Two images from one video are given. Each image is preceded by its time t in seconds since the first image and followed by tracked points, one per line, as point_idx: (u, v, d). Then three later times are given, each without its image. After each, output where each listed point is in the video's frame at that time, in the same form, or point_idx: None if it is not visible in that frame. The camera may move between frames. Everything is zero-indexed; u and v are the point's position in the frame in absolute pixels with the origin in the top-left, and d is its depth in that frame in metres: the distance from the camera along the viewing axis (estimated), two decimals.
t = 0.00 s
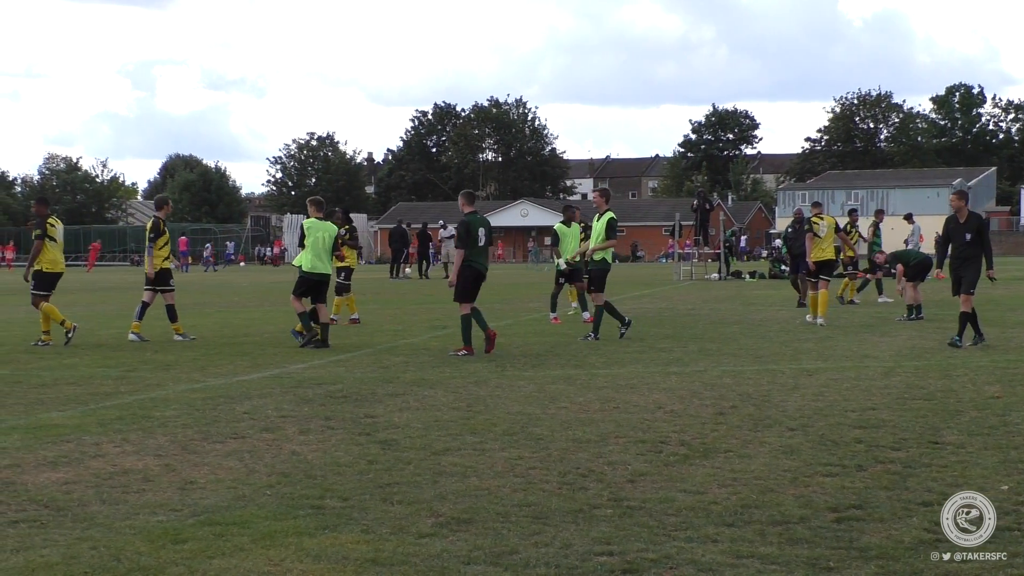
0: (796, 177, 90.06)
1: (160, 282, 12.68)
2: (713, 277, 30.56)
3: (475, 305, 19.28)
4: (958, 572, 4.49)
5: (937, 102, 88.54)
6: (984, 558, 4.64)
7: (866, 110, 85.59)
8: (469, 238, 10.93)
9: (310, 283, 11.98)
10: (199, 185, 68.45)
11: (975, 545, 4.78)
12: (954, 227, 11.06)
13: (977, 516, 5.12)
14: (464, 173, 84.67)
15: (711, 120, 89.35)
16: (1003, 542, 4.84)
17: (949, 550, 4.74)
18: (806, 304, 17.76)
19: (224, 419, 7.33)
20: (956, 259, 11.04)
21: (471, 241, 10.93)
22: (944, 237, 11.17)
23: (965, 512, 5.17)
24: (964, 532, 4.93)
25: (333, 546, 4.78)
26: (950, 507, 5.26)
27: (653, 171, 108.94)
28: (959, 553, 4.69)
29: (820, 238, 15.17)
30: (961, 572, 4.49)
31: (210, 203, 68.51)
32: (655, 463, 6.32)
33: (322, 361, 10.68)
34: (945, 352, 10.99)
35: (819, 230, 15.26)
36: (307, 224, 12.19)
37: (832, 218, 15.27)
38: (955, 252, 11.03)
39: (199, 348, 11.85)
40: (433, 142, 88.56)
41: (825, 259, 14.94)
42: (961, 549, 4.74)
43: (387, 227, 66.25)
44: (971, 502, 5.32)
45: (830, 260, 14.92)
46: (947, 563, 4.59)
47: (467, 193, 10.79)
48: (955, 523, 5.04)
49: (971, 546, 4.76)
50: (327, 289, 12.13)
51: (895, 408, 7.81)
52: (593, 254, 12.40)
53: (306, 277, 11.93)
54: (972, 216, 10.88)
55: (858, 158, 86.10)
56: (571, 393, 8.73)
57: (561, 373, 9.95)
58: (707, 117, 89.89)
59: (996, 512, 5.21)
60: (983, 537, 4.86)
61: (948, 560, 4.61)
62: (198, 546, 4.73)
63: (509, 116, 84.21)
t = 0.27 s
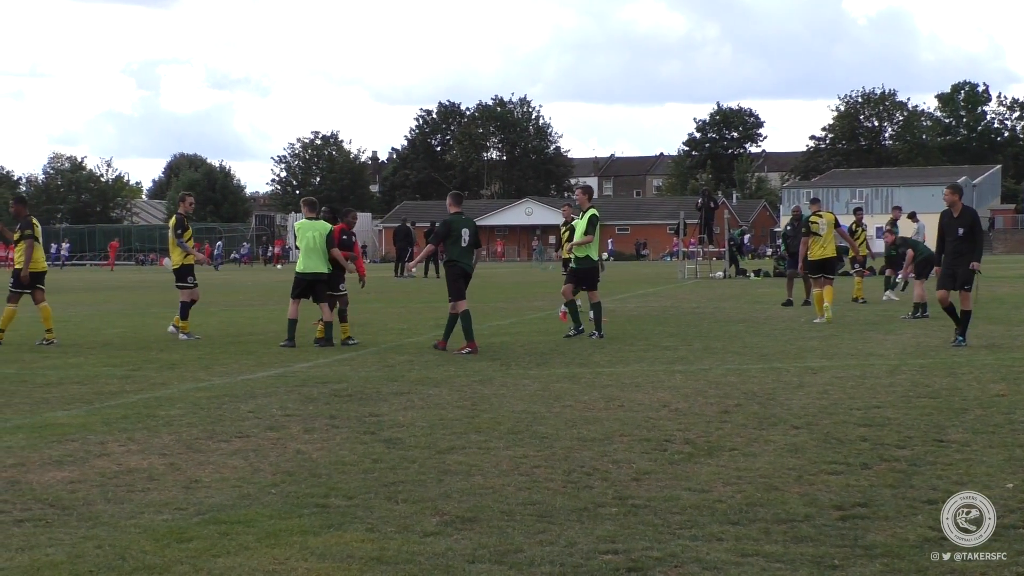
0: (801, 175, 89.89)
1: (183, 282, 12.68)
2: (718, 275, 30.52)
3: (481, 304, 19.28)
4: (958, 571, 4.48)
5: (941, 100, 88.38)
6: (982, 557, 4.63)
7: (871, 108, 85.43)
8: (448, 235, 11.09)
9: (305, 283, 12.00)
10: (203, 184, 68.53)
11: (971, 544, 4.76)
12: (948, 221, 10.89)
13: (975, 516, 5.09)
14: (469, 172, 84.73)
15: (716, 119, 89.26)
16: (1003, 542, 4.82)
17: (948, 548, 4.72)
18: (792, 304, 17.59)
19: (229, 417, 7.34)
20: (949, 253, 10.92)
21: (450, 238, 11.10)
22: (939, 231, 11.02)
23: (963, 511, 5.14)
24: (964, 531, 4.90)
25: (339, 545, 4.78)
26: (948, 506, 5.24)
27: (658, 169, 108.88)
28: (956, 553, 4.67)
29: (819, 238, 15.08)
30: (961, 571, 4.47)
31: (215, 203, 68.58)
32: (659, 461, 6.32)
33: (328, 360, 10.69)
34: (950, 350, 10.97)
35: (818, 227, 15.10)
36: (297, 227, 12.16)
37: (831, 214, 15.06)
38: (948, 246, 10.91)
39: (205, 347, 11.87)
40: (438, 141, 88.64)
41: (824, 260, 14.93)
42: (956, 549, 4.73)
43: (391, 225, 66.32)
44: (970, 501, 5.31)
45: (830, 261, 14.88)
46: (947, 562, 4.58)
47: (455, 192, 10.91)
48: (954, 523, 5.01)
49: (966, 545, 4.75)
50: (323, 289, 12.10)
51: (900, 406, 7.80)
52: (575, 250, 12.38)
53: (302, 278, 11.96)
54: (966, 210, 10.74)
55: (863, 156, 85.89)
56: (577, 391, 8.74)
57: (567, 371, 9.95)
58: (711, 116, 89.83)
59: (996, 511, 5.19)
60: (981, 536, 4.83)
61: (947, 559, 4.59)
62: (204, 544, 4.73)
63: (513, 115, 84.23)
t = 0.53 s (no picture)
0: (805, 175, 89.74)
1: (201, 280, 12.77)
2: (723, 276, 30.50)
3: (486, 304, 19.29)
4: (960, 571, 4.46)
5: (946, 100, 88.20)
6: (983, 557, 4.61)
7: (875, 108, 85.30)
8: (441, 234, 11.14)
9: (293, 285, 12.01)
10: (208, 184, 68.57)
11: (971, 543, 4.76)
12: (940, 224, 10.77)
13: (975, 515, 5.09)
14: (474, 172, 84.75)
15: (720, 119, 89.20)
16: (1003, 542, 4.81)
17: (951, 549, 4.70)
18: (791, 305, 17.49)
19: (233, 418, 7.35)
20: (942, 257, 10.76)
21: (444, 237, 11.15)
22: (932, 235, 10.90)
23: (964, 511, 5.13)
24: (965, 531, 4.89)
25: (343, 545, 4.77)
26: (948, 506, 5.23)
27: (663, 170, 108.87)
28: (957, 553, 4.65)
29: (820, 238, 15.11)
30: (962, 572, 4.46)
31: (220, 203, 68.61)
32: (664, 462, 6.30)
33: (333, 360, 10.69)
34: (955, 350, 10.95)
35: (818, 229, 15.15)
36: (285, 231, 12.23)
37: (831, 216, 15.16)
38: (941, 250, 10.75)
39: (209, 348, 11.88)
40: (442, 141, 88.71)
41: (825, 260, 14.92)
42: (958, 548, 4.71)
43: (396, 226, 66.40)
44: (971, 501, 5.30)
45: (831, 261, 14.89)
46: (950, 563, 4.55)
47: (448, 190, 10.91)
48: (954, 523, 5.00)
49: (967, 545, 4.74)
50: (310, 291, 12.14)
51: (905, 406, 7.78)
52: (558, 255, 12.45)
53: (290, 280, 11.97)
54: (957, 212, 10.65)
55: (867, 156, 85.73)
56: (581, 392, 8.73)
57: (572, 371, 9.93)
58: (716, 116, 89.79)
59: (996, 511, 5.18)
60: (982, 536, 4.83)
61: (948, 559, 4.58)
62: (207, 545, 4.73)
63: (518, 115, 84.26)
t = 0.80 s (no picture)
0: (811, 177, 89.58)
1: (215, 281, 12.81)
2: (729, 277, 30.44)
3: (491, 306, 19.28)
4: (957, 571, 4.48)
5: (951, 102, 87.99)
6: (982, 556, 4.63)
7: (881, 110, 85.14)
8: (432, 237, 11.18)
9: (296, 288, 12.19)
10: (213, 186, 68.65)
11: (972, 544, 4.76)
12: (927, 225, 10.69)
13: (975, 516, 5.10)
14: (479, 174, 84.73)
15: (726, 121, 89.11)
16: (1003, 542, 4.82)
17: (952, 550, 4.71)
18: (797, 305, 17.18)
19: (239, 420, 7.35)
20: (931, 259, 10.61)
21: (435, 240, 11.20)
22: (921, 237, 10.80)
23: (964, 512, 5.14)
24: (965, 531, 4.90)
25: (348, 547, 4.78)
26: (949, 507, 5.24)
27: (668, 171, 108.79)
28: (958, 554, 4.66)
29: (822, 240, 15.14)
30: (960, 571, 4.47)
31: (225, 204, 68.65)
32: (669, 464, 6.29)
33: (338, 362, 10.70)
34: (960, 352, 10.91)
35: (821, 231, 15.18)
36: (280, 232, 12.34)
37: (835, 219, 15.19)
38: (930, 251, 10.61)
39: (214, 350, 11.90)
40: (448, 143, 88.74)
41: (829, 263, 14.98)
42: (959, 549, 4.72)
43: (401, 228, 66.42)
44: (971, 501, 5.32)
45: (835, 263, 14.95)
46: (951, 564, 4.56)
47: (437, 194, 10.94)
48: (955, 523, 5.01)
49: (968, 545, 4.75)
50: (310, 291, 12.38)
51: (911, 408, 7.76)
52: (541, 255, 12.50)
53: (293, 282, 12.15)
54: (945, 212, 10.51)
55: (873, 158, 85.53)
56: (586, 394, 8.72)
57: (577, 373, 9.92)
58: (721, 118, 89.70)
59: (995, 512, 5.19)
60: (982, 537, 4.84)
61: (947, 560, 4.59)
62: (213, 547, 4.74)
63: (523, 117, 84.24)
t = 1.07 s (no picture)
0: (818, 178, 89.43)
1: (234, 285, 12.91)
2: (736, 279, 30.40)
3: (498, 307, 19.28)
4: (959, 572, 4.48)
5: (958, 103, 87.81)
6: (983, 556, 4.64)
7: (888, 111, 85.00)
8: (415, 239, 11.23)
9: (295, 287, 12.23)
10: (220, 187, 68.79)
11: (972, 543, 4.77)
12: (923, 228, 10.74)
13: (975, 516, 5.11)
14: (486, 175, 84.73)
15: (733, 122, 89.03)
16: (1004, 542, 4.82)
17: (952, 549, 4.72)
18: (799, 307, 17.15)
19: (245, 421, 7.36)
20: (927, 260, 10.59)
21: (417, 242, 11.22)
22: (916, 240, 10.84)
23: (964, 511, 5.16)
24: (965, 531, 4.91)
25: (354, 549, 4.77)
26: (949, 507, 5.25)
27: (674, 173, 108.71)
28: (958, 553, 4.67)
29: (827, 239, 15.11)
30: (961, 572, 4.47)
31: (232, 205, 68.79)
32: (676, 466, 6.27)
33: (345, 363, 10.71)
34: (967, 353, 10.88)
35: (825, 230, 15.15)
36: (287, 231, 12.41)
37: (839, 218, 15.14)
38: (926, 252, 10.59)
39: (221, 351, 11.91)
40: (454, 145, 88.81)
41: (832, 262, 15.00)
42: (960, 549, 4.73)
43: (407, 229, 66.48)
44: (971, 501, 5.33)
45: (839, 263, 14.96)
46: (956, 565, 4.55)
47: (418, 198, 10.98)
48: (954, 523, 5.02)
49: (968, 546, 4.76)
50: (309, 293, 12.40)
51: (918, 410, 7.73)
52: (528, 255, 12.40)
53: (292, 281, 12.17)
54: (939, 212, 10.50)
55: (880, 159, 85.38)
56: (593, 395, 8.70)
57: (583, 375, 9.91)
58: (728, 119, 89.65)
59: (995, 512, 5.20)
60: (982, 537, 4.85)
61: (948, 561, 4.59)
62: (219, 548, 4.74)
63: (530, 118, 84.28)
